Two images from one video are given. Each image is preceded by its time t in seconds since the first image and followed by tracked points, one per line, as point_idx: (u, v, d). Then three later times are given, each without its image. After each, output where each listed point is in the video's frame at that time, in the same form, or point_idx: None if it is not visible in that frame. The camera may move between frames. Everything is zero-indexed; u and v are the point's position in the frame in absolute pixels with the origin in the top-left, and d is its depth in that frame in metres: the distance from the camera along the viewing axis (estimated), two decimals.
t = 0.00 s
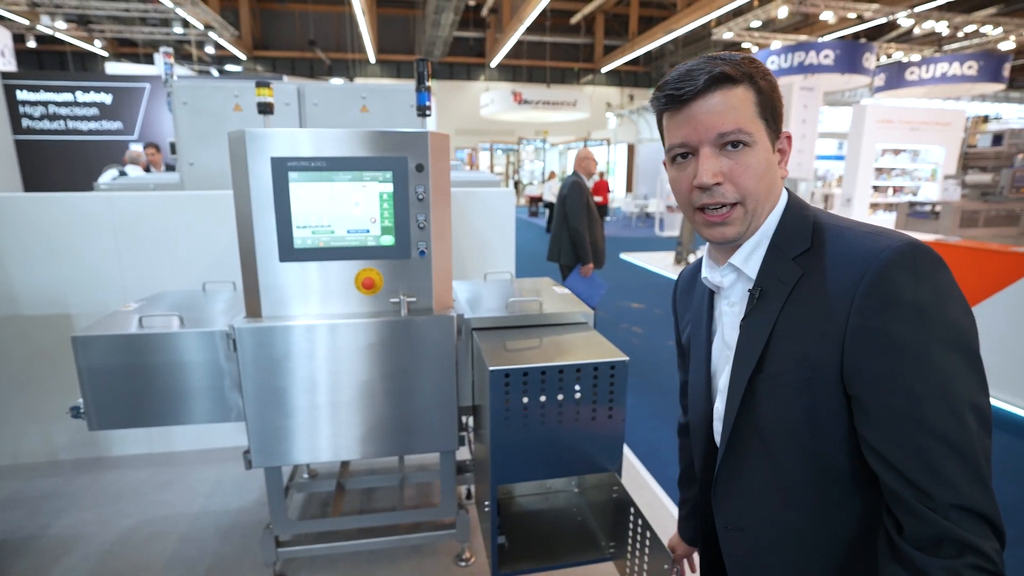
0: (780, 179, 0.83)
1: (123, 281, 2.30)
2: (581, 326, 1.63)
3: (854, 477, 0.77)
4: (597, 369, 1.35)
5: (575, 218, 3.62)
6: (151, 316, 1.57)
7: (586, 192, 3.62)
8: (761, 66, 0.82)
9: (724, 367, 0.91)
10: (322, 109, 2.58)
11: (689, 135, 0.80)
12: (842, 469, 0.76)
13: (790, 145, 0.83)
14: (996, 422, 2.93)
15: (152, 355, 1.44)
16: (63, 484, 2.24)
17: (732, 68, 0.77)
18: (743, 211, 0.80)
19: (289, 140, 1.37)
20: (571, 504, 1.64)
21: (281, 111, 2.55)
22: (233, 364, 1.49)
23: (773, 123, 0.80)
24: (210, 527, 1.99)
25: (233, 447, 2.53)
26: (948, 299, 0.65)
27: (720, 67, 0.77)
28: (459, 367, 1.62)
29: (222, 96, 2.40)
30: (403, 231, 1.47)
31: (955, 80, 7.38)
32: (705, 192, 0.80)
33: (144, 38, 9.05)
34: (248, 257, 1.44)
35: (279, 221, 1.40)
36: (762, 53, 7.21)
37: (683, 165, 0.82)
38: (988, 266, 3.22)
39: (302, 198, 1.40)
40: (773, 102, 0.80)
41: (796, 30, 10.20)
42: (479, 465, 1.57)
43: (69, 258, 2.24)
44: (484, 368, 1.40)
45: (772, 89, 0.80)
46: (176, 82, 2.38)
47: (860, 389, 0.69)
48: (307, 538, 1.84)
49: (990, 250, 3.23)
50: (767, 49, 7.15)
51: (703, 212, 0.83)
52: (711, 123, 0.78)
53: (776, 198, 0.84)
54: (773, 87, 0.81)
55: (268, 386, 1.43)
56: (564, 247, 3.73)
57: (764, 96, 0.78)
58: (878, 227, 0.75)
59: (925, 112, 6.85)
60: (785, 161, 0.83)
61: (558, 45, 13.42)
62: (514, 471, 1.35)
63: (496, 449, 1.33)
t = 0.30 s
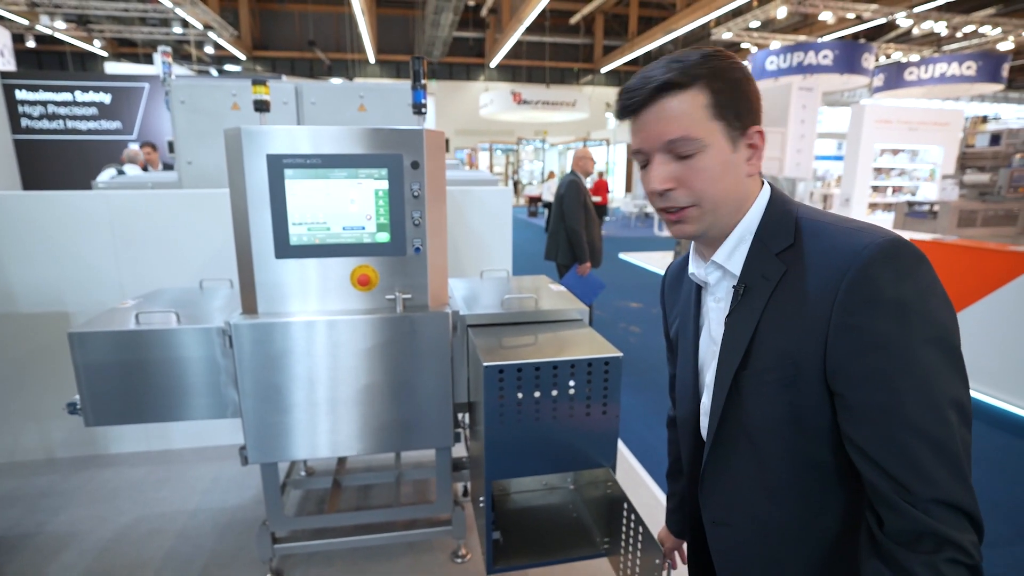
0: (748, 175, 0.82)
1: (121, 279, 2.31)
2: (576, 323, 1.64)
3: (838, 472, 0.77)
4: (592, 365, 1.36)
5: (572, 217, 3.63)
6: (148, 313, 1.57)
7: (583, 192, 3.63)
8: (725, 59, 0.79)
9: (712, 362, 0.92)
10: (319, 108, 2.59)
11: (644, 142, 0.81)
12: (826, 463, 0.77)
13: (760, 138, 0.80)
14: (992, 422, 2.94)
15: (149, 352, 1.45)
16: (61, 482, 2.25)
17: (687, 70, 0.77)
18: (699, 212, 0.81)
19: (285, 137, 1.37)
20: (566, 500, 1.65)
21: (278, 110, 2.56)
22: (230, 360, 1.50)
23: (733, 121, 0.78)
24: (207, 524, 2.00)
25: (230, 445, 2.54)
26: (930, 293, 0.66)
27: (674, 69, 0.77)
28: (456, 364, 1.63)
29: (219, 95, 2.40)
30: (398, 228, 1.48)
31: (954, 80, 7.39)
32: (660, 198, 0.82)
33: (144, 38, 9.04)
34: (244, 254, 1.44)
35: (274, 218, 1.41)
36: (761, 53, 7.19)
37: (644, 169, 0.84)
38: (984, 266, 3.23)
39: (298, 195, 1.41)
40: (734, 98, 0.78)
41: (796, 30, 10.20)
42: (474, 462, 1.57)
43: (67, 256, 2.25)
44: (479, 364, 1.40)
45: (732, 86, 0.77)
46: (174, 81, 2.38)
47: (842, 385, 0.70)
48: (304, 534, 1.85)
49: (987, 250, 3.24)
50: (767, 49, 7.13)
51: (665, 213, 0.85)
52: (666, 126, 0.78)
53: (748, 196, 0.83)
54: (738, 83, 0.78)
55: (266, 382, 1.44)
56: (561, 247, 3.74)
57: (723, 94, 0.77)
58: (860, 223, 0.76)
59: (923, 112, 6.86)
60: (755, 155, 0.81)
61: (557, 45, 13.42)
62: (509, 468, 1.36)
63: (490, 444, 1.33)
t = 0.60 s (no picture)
0: (664, 209, 0.84)
1: (119, 278, 2.30)
2: (574, 321, 1.63)
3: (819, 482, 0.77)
4: (590, 363, 1.35)
5: (571, 216, 3.62)
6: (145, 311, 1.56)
7: (583, 190, 3.62)
8: (626, 103, 0.81)
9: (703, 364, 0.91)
10: (318, 106, 2.58)
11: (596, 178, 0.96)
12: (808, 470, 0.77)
13: (663, 177, 0.81)
14: (991, 420, 2.94)
15: (145, 350, 1.44)
16: (58, 481, 2.24)
17: (593, 121, 0.85)
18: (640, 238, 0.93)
19: (282, 134, 1.37)
20: (565, 500, 1.64)
21: (277, 108, 2.55)
22: (227, 359, 1.49)
23: (627, 170, 0.83)
24: (205, 524, 1.99)
25: (229, 444, 2.53)
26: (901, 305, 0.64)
27: (586, 122, 0.87)
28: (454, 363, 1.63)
29: (218, 93, 2.39)
30: (396, 226, 1.47)
31: (954, 79, 7.38)
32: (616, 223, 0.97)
33: (144, 37, 9.03)
34: (241, 252, 1.44)
35: (271, 216, 1.40)
36: (761, 53, 7.08)
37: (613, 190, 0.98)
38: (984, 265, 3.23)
39: (296, 192, 1.40)
40: (628, 147, 0.81)
41: (796, 29, 10.19)
42: (472, 460, 1.57)
43: (65, 255, 2.24)
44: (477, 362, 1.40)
45: (625, 134, 0.81)
46: (173, 79, 2.38)
47: (812, 397, 0.70)
48: (301, 534, 1.84)
49: (986, 249, 3.24)
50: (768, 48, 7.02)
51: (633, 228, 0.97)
52: (589, 172, 0.90)
53: (681, 221, 0.84)
54: (632, 127, 0.80)
55: (266, 381, 1.43)
56: (561, 246, 3.73)
57: (618, 142, 0.82)
58: (842, 231, 0.73)
59: (924, 112, 6.85)
60: (666, 191, 0.82)
61: (558, 44, 13.41)
62: (506, 467, 1.35)
63: (488, 443, 1.32)
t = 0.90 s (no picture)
0: (661, 227, 0.82)
1: (117, 277, 2.29)
2: (577, 321, 1.62)
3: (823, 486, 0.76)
4: (593, 364, 1.33)
5: (572, 216, 3.60)
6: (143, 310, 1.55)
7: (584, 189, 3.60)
8: (615, 122, 0.78)
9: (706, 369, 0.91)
10: (318, 105, 2.56)
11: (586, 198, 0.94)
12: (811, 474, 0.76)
13: (660, 197, 0.79)
14: (995, 421, 2.93)
15: (143, 350, 1.43)
16: (56, 481, 2.23)
17: (581, 143, 0.83)
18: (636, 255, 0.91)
19: (281, 131, 1.35)
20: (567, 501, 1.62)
21: (277, 106, 2.53)
22: (226, 358, 1.48)
23: (621, 191, 0.81)
24: (204, 524, 1.98)
25: (228, 444, 2.52)
26: (887, 307, 0.62)
27: (575, 142, 0.84)
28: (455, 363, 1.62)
29: (217, 92, 2.37)
30: (397, 224, 1.46)
31: (955, 79, 7.33)
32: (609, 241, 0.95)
33: (143, 36, 8.99)
34: (240, 251, 1.42)
35: (271, 214, 1.39)
36: (761, 52, 7.05)
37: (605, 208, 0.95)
38: (986, 265, 3.22)
39: (296, 190, 1.38)
40: (621, 169, 0.79)
41: (798, 29, 10.16)
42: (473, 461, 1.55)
43: (63, 253, 2.23)
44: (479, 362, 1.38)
45: (617, 156, 0.79)
46: (172, 77, 2.36)
47: (805, 404, 0.69)
48: (301, 535, 1.83)
49: (989, 249, 3.23)
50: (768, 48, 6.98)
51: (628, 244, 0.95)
52: (580, 192, 0.88)
53: (677, 237, 0.83)
54: (625, 148, 0.78)
55: (266, 381, 1.42)
56: (562, 246, 3.72)
57: (610, 164, 0.80)
58: (835, 232, 0.72)
59: (926, 111, 6.83)
60: (662, 210, 0.80)
61: (558, 44, 13.38)
62: (509, 468, 1.34)
63: (490, 444, 1.31)
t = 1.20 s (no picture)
0: (664, 218, 0.80)
1: (116, 275, 2.27)
2: (581, 319, 1.60)
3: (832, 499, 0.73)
4: (599, 362, 1.31)
5: (574, 214, 3.58)
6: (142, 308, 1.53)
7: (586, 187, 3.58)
8: (620, 104, 0.77)
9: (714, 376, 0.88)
10: (319, 102, 2.54)
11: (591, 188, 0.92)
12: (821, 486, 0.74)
13: (663, 183, 0.77)
14: (997, 420, 2.93)
15: (142, 349, 1.41)
16: (55, 481, 2.21)
17: (585, 127, 0.82)
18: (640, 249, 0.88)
19: (282, 126, 1.33)
20: (571, 501, 1.60)
21: (279, 103, 2.51)
22: (226, 357, 1.46)
23: (624, 177, 0.79)
24: (204, 525, 1.96)
25: (228, 443, 2.50)
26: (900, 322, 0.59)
27: (578, 127, 0.83)
28: (459, 361, 1.61)
29: (217, 88, 2.35)
30: (400, 221, 1.44)
31: (957, 77, 7.32)
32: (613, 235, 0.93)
33: (143, 35, 8.97)
34: (241, 248, 1.40)
35: (272, 210, 1.37)
36: (762, 52, 7.07)
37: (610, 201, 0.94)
38: (989, 264, 3.22)
39: (297, 186, 1.37)
40: (624, 153, 0.77)
41: (798, 28, 10.16)
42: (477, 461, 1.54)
43: (62, 252, 2.21)
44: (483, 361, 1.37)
45: (620, 139, 0.77)
46: (171, 74, 2.34)
47: (812, 419, 0.67)
48: (302, 536, 1.81)
49: (991, 247, 3.23)
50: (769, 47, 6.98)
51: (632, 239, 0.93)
52: (582, 180, 0.86)
53: (681, 229, 0.80)
54: (628, 131, 0.76)
55: (265, 380, 1.40)
56: (564, 244, 3.70)
57: (612, 148, 0.78)
58: (847, 238, 0.68)
59: (928, 110, 6.82)
60: (666, 197, 0.78)
61: (558, 42, 13.36)
62: (513, 468, 1.32)
63: (495, 444, 1.29)
